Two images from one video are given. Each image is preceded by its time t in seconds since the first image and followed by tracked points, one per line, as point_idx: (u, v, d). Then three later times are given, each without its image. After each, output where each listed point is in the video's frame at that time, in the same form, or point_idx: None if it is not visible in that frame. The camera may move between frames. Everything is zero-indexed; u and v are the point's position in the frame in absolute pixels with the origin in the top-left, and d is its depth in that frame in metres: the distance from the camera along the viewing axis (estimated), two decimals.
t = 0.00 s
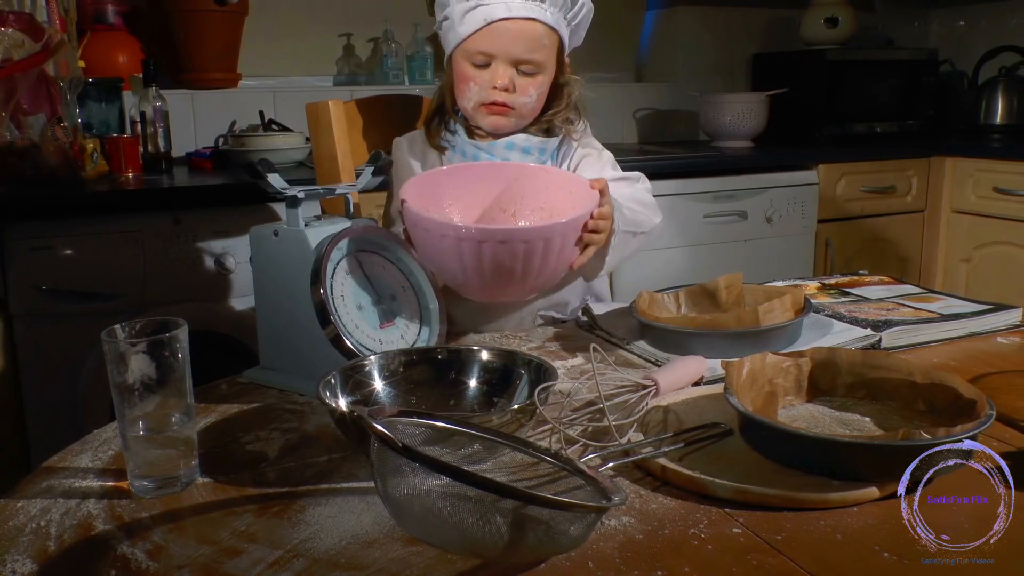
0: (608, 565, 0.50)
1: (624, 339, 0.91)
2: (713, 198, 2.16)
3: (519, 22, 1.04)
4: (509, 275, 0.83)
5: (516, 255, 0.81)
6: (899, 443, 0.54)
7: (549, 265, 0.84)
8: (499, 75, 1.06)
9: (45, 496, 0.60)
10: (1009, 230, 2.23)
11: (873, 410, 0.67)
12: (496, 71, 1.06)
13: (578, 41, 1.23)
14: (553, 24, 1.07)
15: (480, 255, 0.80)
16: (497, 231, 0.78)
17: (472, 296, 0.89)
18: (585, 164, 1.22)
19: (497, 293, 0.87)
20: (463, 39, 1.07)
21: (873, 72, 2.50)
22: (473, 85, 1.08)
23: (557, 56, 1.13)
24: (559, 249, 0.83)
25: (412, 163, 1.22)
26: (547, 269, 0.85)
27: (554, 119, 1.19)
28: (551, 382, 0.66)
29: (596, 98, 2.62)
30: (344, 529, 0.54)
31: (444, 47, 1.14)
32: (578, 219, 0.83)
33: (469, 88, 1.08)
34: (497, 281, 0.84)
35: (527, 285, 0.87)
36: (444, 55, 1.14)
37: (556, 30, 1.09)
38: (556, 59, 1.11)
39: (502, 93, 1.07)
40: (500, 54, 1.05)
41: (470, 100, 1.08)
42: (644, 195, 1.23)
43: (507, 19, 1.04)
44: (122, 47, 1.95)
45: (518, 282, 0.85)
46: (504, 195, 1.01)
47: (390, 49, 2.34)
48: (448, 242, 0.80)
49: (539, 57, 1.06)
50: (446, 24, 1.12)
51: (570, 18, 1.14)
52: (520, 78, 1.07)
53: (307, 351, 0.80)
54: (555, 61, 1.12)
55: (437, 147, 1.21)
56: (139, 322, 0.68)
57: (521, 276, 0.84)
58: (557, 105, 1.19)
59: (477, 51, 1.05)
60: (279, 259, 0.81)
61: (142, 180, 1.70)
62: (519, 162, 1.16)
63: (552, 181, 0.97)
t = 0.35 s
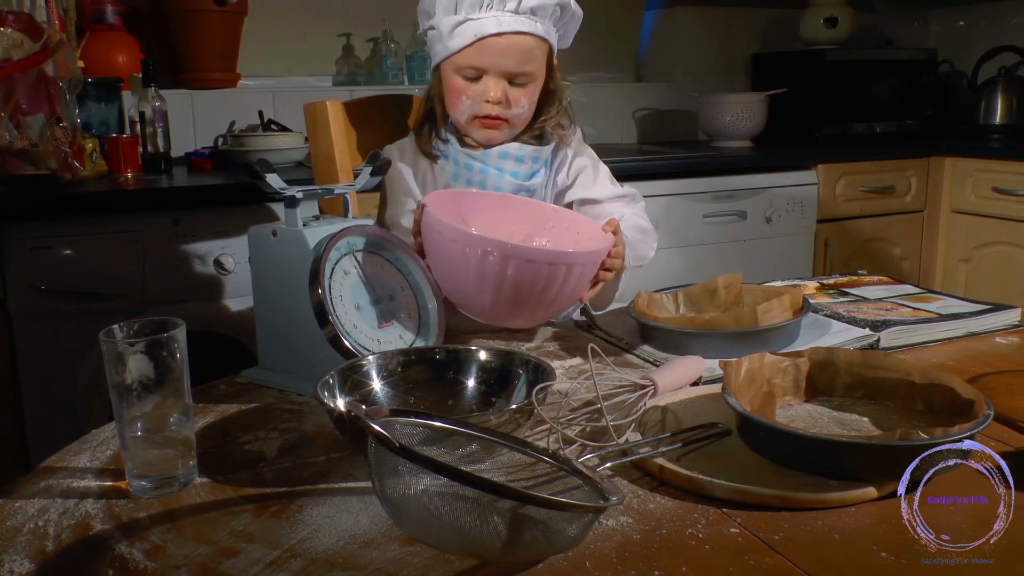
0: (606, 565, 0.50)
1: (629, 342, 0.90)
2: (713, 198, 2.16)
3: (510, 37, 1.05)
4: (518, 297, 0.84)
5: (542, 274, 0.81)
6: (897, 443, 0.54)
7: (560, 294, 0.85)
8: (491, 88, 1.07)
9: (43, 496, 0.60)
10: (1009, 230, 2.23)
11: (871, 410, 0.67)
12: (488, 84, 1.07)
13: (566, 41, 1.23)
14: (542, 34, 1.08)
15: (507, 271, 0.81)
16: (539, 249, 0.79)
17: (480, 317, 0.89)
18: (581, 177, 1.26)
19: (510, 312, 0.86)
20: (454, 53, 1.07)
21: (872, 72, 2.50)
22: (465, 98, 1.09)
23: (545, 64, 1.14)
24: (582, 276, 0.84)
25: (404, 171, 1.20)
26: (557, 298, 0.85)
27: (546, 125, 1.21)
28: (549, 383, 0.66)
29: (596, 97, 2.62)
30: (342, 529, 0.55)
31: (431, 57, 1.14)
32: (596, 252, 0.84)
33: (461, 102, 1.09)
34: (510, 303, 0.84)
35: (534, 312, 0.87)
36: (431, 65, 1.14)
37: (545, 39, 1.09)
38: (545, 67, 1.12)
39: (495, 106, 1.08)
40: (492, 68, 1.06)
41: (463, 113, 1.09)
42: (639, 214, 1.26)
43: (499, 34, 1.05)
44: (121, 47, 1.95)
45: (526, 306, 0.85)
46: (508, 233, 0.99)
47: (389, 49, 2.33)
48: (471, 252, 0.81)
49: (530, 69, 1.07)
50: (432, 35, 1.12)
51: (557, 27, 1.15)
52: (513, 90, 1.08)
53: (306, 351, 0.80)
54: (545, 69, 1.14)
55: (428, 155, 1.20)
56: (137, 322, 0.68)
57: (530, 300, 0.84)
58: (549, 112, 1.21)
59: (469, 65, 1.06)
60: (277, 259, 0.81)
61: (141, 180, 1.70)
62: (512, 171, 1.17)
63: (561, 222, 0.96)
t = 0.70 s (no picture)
0: (603, 565, 0.50)
1: (630, 346, 0.89)
2: (712, 198, 2.16)
3: (511, 51, 1.01)
4: (551, 343, 0.82)
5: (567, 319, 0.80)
6: (895, 443, 0.54)
7: (590, 333, 0.83)
8: (495, 104, 1.03)
9: (41, 496, 0.60)
10: (1008, 230, 2.22)
11: (869, 410, 0.67)
12: (492, 99, 1.03)
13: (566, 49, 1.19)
14: (544, 45, 1.04)
15: (529, 320, 0.80)
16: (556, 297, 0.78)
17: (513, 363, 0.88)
18: (591, 186, 1.24)
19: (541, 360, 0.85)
20: (454, 69, 1.03)
21: (871, 72, 2.50)
22: (469, 113, 1.05)
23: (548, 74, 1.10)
24: (606, 312, 0.83)
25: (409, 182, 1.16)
26: (588, 337, 0.84)
27: (551, 134, 1.18)
28: (547, 382, 0.66)
29: (595, 97, 2.62)
30: (340, 529, 0.55)
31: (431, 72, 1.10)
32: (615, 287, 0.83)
33: (465, 117, 1.05)
34: (544, 350, 0.83)
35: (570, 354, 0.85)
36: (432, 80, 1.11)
37: (547, 50, 1.05)
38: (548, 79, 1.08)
39: (499, 121, 1.04)
40: (494, 83, 1.02)
41: (469, 129, 1.06)
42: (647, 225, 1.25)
43: (500, 49, 1.00)
44: (121, 47, 1.95)
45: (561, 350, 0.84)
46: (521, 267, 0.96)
47: (388, 49, 2.33)
48: (489, 303, 0.80)
49: (533, 81, 1.03)
50: (431, 49, 1.08)
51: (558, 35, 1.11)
52: (517, 103, 1.04)
53: (303, 350, 0.80)
54: (548, 79, 1.10)
55: (436, 169, 1.16)
56: (135, 322, 0.68)
57: (564, 345, 0.83)
58: (553, 120, 1.17)
59: (471, 81, 1.02)
60: (275, 259, 0.81)
61: (140, 180, 1.70)
62: (522, 187, 1.14)
63: (570, 247, 0.94)
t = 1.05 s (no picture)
0: (600, 565, 0.50)
1: (628, 345, 0.89)
2: (711, 199, 2.16)
3: (521, 65, 1.01)
4: (550, 340, 0.82)
5: (560, 313, 0.80)
6: (892, 443, 0.54)
7: (588, 327, 0.83)
8: (501, 116, 1.03)
9: (39, 496, 0.60)
10: (1007, 230, 2.22)
11: (867, 410, 0.67)
12: (499, 112, 1.03)
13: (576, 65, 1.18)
14: (553, 60, 1.03)
15: (522, 314, 0.80)
16: (546, 287, 0.78)
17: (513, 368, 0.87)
18: (595, 197, 1.24)
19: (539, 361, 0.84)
20: (462, 80, 1.04)
21: (871, 72, 2.50)
22: (474, 124, 1.05)
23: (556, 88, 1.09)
24: (602, 305, 0.83)
25: (411, 191, 1.18)
26: (587, 331, 0.83)
27: (556, 146, 1.18)
28: (545, 382, 0.65)
29: (595, 97, 2.62)
30: (338, 528, 0.55)
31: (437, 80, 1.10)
32: (609, 279, 0.83)
33: (471, 127, 1.05)
34: (543, 347, 0.83)
35: (570, 352, 0.85)
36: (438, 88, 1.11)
37: (556, 65, 1.05)
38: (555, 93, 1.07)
39: (504, 133, 1.04)
40: (502, 96, 1.02)
41: (473, 140, 1.06)
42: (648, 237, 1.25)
43: (509, 63, 1.00)
44: (121, 47, 1.95)
45: (561, 347, 0.83)
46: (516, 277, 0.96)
47: (387, 49, 2.33)
48: (481, 300, 0.80)
49: (540, 95, 1.03)
50: (439, 57, 1.07)
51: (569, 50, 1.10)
52: (524, 116, 1.04)
53: (303, 350, 0.80)
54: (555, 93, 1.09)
55: (440, 178, 1.17)
56: (133, 322, 0.68)
57: (563, 341, 0.83)
58: (559, 132, 1.17)
59: (478, 93, 1.02)
60: (274, 259, 0.81)
61: (140, 180, 1.70)
62: (523, 200, 1.14)
63: (566, 255, 0.94)
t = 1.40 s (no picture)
0: (597, 565, 0.50)
1: (626, 345, 0.89)
2: (711, 198, 2.16)
3: (519, 86, 1.01)
4: (552, 337, 0.82)
5: (561, 309, 0.80)
6: (890, 443, 0.54)
7: (588, 324, 0.83)
8: (499, 134, 1.03)
9: (37, 496, 0.60)
10: (1006, 230, 2.22)
11: (866, 410, 0.67)
12: (496, 130, 1.03)
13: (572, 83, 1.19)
14: (551, 80, 1.03)
15: (523, 311, 0.80)
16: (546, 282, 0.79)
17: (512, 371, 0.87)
18: (593, 209, 1.24)
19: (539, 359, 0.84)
20: (459, 99, 1.03)
21: (870, 72, 2.50)
22: (471, 142, 1.05)
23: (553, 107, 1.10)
24: (601, 302, 0.83)
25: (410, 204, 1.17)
26: (588, 327, 0.84)
27: (552, 161, 1.19)
28: (543, 383, 0.65)
29: (595, 97, 2.62)
30: (336, 528, 0.55)
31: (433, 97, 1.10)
32: (607, 275, 0.84)
33: (467, 145, 1.05)
34: (545, 345, 0.83)
35: (571, 350, 0.85)
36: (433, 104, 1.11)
37: (553, 85, 1.05)
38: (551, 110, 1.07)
39: (500, 151, 1.04)
40: (499, 115, 1.02)
41: (470, 157, 1.06)
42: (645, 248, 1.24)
43: (507, 84, 1.00)
44: (120, 47, 1.95)
45: (562, 344, 0.83)
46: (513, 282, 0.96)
47: (386, 49, 2.33)
48: (482, 297, 0.80)
49: (537, 113, 1.03)
50: (436, 75, 1.07)
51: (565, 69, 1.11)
52: (520, 134, 1.04)
53: (302, 350, 0.80)
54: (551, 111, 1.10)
55: (438, 189, 1.18)
56: (131, 322, 0.68)
57: (565, 337, 0.83)
58: (556, 148, 1.19)
59: (476, 112, 1.02)
60: (273, 259, 0.81)
61: (139, 180, 1.70)
62: (517, 212, 1.15)
63: (563, 259, 0.94)
